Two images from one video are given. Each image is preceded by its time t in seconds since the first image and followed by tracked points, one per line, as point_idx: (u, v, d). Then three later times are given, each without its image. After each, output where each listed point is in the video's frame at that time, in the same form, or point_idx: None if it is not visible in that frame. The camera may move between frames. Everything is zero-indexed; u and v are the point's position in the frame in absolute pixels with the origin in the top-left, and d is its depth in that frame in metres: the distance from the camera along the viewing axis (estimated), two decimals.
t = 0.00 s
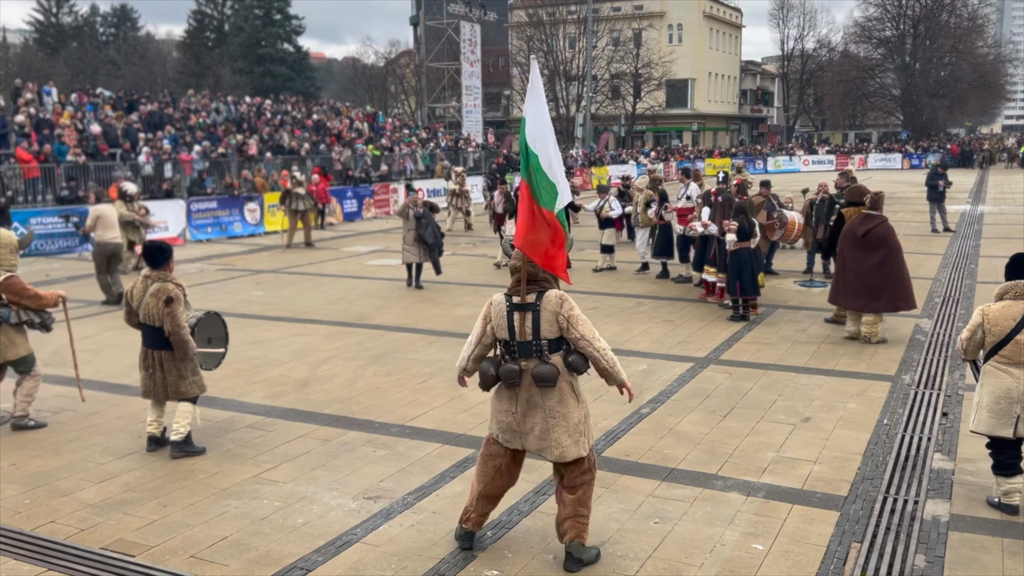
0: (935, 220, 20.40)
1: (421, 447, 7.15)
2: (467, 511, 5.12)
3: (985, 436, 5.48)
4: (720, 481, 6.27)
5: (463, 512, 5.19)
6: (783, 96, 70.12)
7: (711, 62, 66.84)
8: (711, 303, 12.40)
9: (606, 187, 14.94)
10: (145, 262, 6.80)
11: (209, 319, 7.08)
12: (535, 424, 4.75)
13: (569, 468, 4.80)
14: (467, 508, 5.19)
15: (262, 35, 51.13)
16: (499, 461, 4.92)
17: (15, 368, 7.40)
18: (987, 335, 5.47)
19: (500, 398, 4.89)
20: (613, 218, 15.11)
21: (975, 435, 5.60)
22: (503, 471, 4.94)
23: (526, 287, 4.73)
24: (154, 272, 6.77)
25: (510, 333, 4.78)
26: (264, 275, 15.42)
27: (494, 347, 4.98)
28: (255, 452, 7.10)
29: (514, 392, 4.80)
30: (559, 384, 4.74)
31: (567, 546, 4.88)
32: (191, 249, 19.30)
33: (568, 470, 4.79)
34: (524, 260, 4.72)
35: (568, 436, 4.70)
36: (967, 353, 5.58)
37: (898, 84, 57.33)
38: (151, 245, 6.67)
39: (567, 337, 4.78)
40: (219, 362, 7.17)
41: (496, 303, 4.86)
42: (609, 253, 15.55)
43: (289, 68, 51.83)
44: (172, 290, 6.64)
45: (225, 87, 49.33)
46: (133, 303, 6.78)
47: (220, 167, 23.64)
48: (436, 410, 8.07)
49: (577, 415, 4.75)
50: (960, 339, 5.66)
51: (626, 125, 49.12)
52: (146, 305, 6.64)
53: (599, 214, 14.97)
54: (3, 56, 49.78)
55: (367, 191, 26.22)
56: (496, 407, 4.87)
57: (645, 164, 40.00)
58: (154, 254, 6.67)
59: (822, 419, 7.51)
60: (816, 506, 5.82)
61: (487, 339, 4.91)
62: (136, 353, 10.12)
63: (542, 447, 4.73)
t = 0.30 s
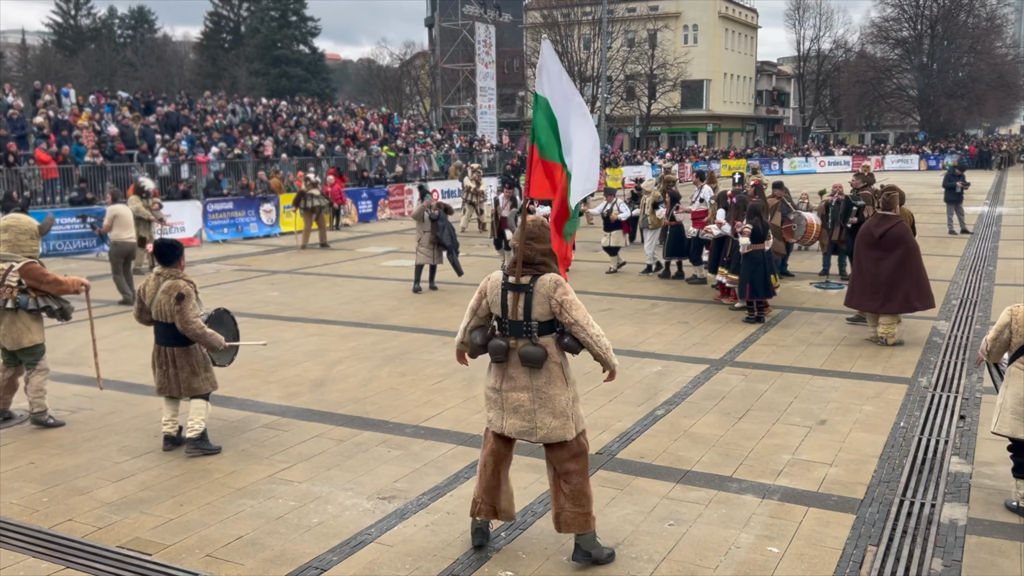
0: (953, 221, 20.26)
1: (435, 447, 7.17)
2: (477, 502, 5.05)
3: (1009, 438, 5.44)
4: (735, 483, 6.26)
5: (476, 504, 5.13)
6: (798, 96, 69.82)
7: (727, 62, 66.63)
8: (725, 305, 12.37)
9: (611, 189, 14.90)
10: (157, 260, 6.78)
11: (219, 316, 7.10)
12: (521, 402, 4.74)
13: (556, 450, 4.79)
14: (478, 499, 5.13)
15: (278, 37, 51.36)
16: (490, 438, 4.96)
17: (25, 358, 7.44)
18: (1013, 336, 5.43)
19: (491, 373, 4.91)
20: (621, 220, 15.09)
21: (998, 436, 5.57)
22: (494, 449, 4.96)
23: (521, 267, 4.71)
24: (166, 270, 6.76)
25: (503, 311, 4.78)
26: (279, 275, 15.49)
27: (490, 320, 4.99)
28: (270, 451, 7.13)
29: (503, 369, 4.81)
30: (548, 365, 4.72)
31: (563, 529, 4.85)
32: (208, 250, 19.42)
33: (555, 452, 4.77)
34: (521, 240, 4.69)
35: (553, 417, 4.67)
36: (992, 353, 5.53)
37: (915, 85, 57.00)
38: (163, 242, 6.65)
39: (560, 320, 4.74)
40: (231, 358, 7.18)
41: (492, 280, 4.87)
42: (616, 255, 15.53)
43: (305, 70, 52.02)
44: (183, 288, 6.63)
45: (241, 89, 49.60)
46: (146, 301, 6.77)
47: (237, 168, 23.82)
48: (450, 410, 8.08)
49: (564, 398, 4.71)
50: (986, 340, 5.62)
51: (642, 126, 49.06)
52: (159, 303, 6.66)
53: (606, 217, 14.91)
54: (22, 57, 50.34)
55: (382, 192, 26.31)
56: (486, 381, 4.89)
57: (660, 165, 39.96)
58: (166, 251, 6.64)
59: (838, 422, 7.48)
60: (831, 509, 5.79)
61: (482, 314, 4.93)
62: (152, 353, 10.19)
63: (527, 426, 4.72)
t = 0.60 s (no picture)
0: (970, 222, 20.12)
1: (449, 447, 7.18)
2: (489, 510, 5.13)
3: None
4: (750, 485, 6.23)
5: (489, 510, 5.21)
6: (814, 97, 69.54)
7: (742, 63, 66.47)
8: (740, 306, 12.32)
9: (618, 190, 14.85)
10: (171, 262, 6.82)
11: (233, 319, 7.12)
12: (510, 412, 4.75)
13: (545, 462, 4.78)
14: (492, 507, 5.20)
15: (294, 38, 51.60)
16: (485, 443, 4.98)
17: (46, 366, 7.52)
18: None
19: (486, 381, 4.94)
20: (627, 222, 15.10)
21: None
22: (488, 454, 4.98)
23: (516, 277, 4.72)
24: (180, 271, 6.79)
25: (497, 320, 4.80)
26: (294, 276, 15.57)
27: (488, 327, 5.03)
28: (284, 451, 7.16)
29: (495, 378, 4.82)
30: (536, 377, 4.71)
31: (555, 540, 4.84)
32: (223, 250, 19.53)
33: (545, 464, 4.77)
34: (519, 250, 4.73)
35: (538, 430, 4.66)
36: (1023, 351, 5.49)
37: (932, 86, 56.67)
38: (176, 244, 6.67)
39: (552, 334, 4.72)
40: (245, 361, 7.20)
41: (490, 288, 4.91)
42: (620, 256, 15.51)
43: (320, 71, 52.21)
44: (197, 289, 6.66)
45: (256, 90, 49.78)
46: (161, 302, 6.81)
47: (252, 169, 24.02)
48: (464, 411, 8.09)
49: (551, 412, 4.68)
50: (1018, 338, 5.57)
51: (656, 127, 49.02)
52: (172, 304, 6.69)
53: (612, 217, 14.95)
54: (41, 59, 50.78)
55: (397, 193, 26.39)
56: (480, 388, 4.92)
57: (674, 166, 39.91)
58: (180, 252, 6.67)
59: (853, 424, 7.44)
60: (847, 512, 5.76)
61: (479, 320, 4.97)
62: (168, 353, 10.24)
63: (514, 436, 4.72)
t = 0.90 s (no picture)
0: (987, 224, 19.97)
1: (462, 448, 7.19)
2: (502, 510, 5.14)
3: None
4: (764, 487, 6.22)
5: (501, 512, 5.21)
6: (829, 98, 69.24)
7: (756, 64, 66.31)
8: (754, 308, 12.28)
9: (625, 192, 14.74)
10: (190, 260, 6.86)
11: (249, 318, 7.15)
12: (530, 410, 4.75)
13: (565, 458, 4.78)
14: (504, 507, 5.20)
15: (308, 40, 51.86)
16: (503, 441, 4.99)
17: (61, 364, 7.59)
18: None
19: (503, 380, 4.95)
20: (633, 224, 15.12)
21: None
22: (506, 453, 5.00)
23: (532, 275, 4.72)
24: (199, 270, 6.84)
25: (515, 318, 4.81)
26: (309, 277, 15.64)
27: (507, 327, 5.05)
28: (299, 451, 7.20)
29: (514, 376, 4.83)
30: (556, 375, 4.72)
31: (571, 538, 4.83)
32: (239, 251, 19.65)
33: (565, 460, 4.76)
34: (535, 248, 4.71)
35: (560, 426, 4.66)
36: None
37: (948, 86, 56.33)
38: (196, 242, 6.72)
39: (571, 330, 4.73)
40: (260, 362, 7.26)
41: (507, 286, 4.92)
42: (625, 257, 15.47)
43: (334, 72, 52.39)
44: (216, 287, 6.69)
45: (271, 92, 50.00)
46: (178, 300, 6.85)
47: (267, 170, 24.24)
48: (477, 412, 8.11)
49: (572, 408, 4.68)
50: None
51: (670, 127, 48.98)
52: (191, 302, 6.72)
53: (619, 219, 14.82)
54: (60, 61, 51.33)
55: (411, 194, 26.47)
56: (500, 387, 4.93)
57: (688, 167, 39.87)
58: (199, 251, 6.71)
59: (868, 427, 7.41)
60: (861, 514, 5.74)
61: (497, 319, 4.99)
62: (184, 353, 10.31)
63: (535, 433, 4.72)
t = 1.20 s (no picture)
0: (1003, 225, 19.82)
1: (475, 449, 7.20)
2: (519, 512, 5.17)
3: None
4: (778, 490, 6.20)
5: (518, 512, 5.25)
6: (843, 99, 68.92)
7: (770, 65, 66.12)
8: (767, 309, 12.23)
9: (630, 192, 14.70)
10: (212, 265, 6.89)
11: (269, 324, 7.16)
12: (573, 417, 4.76)
13: (603, 464, 4.78)
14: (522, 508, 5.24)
15: (322, 42, 52.01)
16: (536, 451, 4.97)
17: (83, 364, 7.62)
18: None
19: (540, 389, 4.93)
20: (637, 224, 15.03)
21: None
22: (538, 462, 4.96)
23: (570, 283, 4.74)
24: (221, 275, 6.87)
25: (552, 327, 4.82)
26: (322, 278, 15.69)
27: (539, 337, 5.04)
28: (312, 451, 7.22)
29: (554, 385, 4.82)
30: (598, 381, 4.73)
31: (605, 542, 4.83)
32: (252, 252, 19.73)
33: (604, 465, 4.77)
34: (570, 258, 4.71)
35: (604, 431, 4.68)
36: None
37: (964, 87, 55.92)
38: (218, 248, 6.74)
39: (609, 335, 4.76)
40: (281, 368, 7.29)
41: (541, 295, 4.92)
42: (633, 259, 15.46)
43: (348, 74, 52.48)
44: (236, 293, 6.70)
45: (285, 93, 50.17)
46: (199, 305, 6.88)
47: (281, 172, 24.39)
48: (490, 413, 8.11)
49: (615, 412, 4.70)
50: None
51: (683, 128, 48.85)
52: (211, 307, 6.74)
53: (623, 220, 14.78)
54: (76, 63, 51.76)
55: (424, 196, 26.51)
56: (537, 397, 4.90)
57: (701, 168, 39.77)
58: (221, 257, 6.72)
59: (882, 429, 7.38)
60: (875, 517, 5.72)
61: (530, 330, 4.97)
62: (198, 354, 10.36)
63: (579, 440, 4.73)
